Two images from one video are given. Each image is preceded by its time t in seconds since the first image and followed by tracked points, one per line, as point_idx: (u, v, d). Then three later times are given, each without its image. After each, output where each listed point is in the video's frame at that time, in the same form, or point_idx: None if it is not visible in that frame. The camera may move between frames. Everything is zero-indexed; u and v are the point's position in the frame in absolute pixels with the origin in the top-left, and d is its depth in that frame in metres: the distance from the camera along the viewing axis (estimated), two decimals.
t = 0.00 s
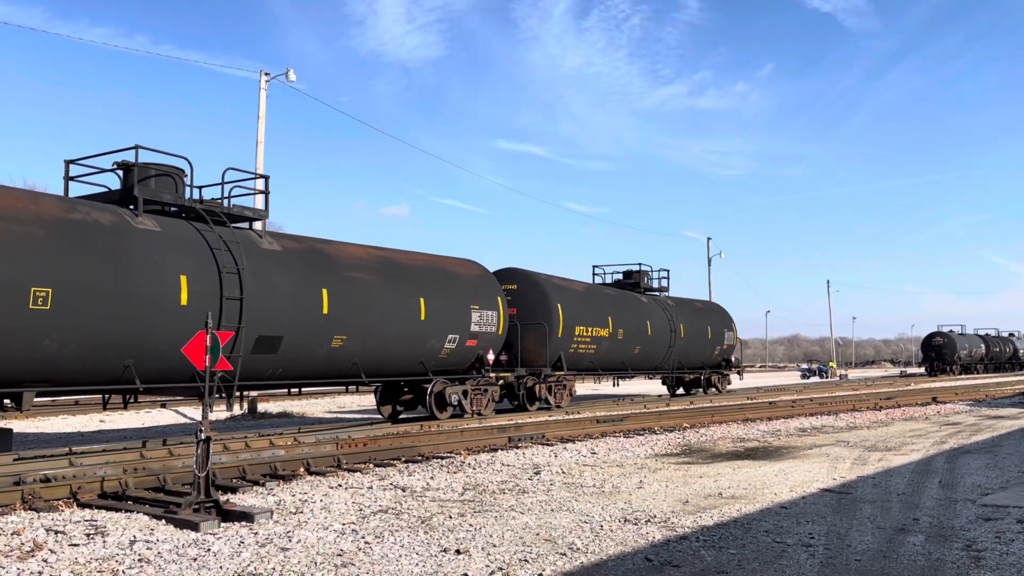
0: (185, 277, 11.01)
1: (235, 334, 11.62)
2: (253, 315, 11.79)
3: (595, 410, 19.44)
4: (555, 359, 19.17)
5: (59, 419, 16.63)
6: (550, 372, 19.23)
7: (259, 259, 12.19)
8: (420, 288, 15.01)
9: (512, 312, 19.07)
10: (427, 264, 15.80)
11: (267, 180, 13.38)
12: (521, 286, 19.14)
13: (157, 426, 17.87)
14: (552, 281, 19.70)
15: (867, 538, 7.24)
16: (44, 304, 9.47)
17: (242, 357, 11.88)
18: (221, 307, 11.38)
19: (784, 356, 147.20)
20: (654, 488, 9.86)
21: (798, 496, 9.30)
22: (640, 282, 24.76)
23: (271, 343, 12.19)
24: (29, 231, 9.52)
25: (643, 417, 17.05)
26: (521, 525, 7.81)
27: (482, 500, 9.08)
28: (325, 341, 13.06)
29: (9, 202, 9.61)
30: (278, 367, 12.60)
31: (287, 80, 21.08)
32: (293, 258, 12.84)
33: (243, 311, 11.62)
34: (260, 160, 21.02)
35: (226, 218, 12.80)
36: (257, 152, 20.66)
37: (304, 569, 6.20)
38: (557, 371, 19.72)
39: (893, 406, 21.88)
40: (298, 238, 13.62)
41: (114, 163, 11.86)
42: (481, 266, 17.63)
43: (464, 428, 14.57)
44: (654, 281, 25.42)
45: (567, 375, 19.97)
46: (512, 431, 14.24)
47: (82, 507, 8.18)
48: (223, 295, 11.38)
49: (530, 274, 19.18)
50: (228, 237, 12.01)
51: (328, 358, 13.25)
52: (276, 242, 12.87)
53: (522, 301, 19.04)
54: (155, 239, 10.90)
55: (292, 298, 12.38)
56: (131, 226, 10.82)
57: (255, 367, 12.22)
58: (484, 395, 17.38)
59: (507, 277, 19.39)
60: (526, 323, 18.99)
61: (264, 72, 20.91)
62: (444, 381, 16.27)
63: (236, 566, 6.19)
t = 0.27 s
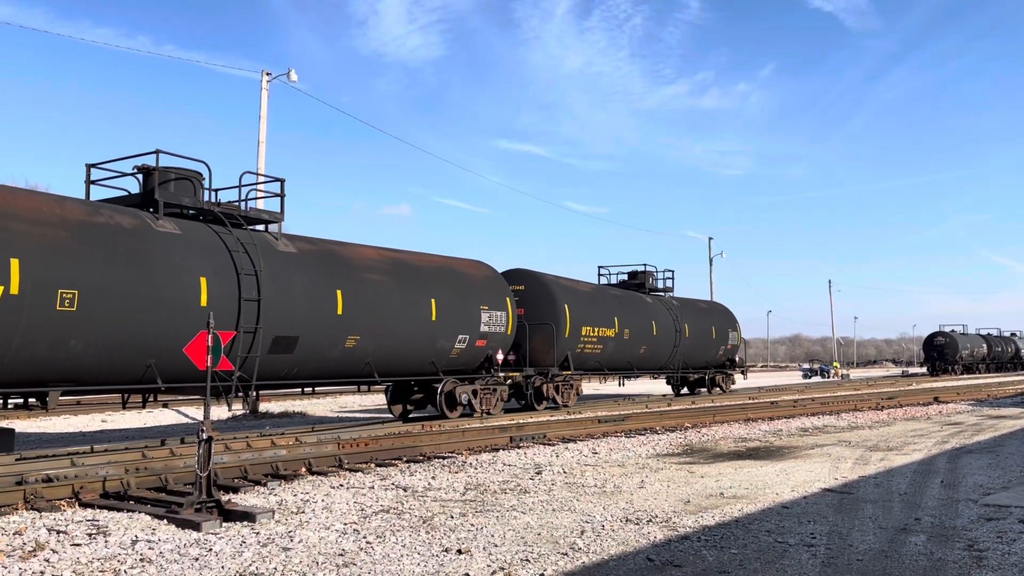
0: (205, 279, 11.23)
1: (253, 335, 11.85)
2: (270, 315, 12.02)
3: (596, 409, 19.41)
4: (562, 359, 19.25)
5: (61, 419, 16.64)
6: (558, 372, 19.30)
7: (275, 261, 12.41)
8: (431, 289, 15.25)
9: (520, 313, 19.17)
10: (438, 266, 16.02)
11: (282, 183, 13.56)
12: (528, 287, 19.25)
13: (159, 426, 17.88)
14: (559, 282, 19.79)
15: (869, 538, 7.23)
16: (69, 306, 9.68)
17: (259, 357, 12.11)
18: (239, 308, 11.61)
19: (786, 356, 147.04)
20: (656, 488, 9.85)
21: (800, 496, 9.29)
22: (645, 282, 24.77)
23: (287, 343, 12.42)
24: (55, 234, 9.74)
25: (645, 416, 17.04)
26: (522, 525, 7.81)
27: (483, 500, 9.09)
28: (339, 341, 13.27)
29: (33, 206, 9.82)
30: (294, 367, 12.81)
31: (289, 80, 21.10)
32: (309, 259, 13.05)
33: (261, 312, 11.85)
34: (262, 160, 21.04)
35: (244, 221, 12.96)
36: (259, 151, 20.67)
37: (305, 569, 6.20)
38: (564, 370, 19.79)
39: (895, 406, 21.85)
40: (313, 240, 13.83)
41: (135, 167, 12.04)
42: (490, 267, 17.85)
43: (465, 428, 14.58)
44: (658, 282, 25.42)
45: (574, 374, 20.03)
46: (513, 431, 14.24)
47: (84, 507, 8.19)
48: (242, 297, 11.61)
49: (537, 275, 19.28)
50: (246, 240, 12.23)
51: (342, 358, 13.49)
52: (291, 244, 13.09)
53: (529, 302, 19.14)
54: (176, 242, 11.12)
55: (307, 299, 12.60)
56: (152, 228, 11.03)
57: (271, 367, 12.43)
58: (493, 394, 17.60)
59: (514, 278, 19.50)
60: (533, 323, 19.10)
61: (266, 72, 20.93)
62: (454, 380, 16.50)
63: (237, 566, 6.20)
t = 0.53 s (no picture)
0: (225, 281, 11.50)
1: (270, 336, 12.10)
2: (286, 317, 12.27)
3: (598, 410, 19.40)
4: (569, 359, 19.30)
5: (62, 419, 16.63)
6: (565, 372, 19.32)
7: (292, 263, 12.66)
8: (443, 291, 15.48)
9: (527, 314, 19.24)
10: (449, 268, 16.26)
11: (298, 187, 13.77)
12: (536, 288, 19.32)
13: (160, 426, 17.88)
14: (566, 283, 19.86)
15: (870, 538, 7.22)
16: (95, 308, 9.93)
17: (276, 358, 12.35)
18: (257, 310, 11.88)
19: (787, 356, 146.88)
20: (657, 488, 9.84)
21: (802, 496, 9.28)
22: (650, 283, 24.78)
23: (303, 344, 12.65)
24: (82, 238, 10.00)
25: (646, 417, 17.03)
26: (524, 525, 7.81)
27: (485, 500, 9.09)
28: (353, 342, 13.51)
29: (60, 211, 10.09)
30: (310, 367, 13.04)
31: (291, 80, 21.12)
32: (324, 262, 13.30)
33: (278, 313, 12.12)
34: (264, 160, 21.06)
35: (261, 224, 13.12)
36: (261, 151, 20.68)
37: (307, 569, 6.20)
38: (572, 370, 19.80)
39: (897, 406, 21.83)
40: (327, 242, 14.07)
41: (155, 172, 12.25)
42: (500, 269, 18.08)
43: (467, 428, 14.58)
44: (663, 282, 25.42)
45: (581, 374, 20.05)
46: (514, 431, 14.24)
47: (85, 507, 8.20)
48: (259, 298, 11.88)
49: (545, 276, 19.36)
50: (263, 243, 12.50)
51: (356, 358, 13.73)
52: (307, 247, 13.34)
53: (537, 303, 19.21)
54: (196, 245, 11.40)
55: (323, 301, 12.85)
56: (173, 232, 11.30)
57: (288, 366, 12.67)
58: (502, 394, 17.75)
59: (522, 279, 19.57)
60: (540, 324, 19.17)
61: (268, 72, 20.95)
62: (465, 380, 16.67)
63: (239, 566, 6.21)
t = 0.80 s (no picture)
0: (245, 283, 11.57)
1: (288, 337, 12.13)
2: (305, 318, 12.31)
3: (599, 410, 19.40)
4: (576, 359, 19.33)
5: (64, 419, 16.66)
6: (573, 372, 19.37)
7: (309, 265, 12.72)
8: (455, 293, 15.57)
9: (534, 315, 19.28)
10: (460, 269, 16.35)
11: (314, 190, 13.91)
12: (543, 289, 19.35)
13: (162, 427, 17.91)
14: (573, 284, 19.90)
15: (872, 538, 7.22)
16: (122, 310, 10.04)
17: (294, 359, 12.38)
18: (276, 311, 11.92)
19: (789, 356, 146.78)
20: (659, 488, 9.84)
21: (803, 496, 9.28)
22: (655, 284, 24.79)
23: (320, 345, 12.71)
24: (109, 242, 10.13)
25: (648, 417, 17.03)
26: (525, 525, 7.81)
27: (487, 500, 9.10)
28: (368, 343, 13.59)
29: (87, 216, 10.23)
30: (325, 368, 13.08)
31: (291, 80, 21.13)
32: (340, 264, 13.36)
33: (297, 315, 12.15)
34: (265, 160, 21.08)
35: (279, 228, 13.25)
36: (262, 151, 20.69)
37: (309, 569, 6.20)
38: (579, 370, 19.85)
39: (899, 407, 21.79)
40: (342, 245, 14.12)
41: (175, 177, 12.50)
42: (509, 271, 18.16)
43: (468, 429, 14.57)
44: (668, 283, 25.44)
45: (588, 374, 20.10)
46: (516, 431, 14.24)
47: (87, 507, 8.21)
48: (279, 300, 11.93)
49: (553, 277, 19.39)
50: (281, 245, 12.56)
51: (370, 359, 13.81)
52: (323, 249, 13.40)
53: (544, 304, 19.24)
54: (217, 248, 11.48)
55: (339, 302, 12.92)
56: (194, 235, 11.40)
57: (305, 368, 12.72)
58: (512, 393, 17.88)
59: (529, 281, 19.61)
60: (548, 325, 19.20)
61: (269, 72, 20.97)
62: (476, 380, 16.80)
63: (241, 567, 6.21)
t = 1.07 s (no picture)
0: (265, 286, 11.89)
1: (306, 339, 12.43)
2: (322, 320, 12.61)
3: (601, 410, 19.40)
4: (584, 359, 19.35)
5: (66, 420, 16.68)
6: (580, 372, 19.42)
7: (326, 268, 13.02)
8: (467, 295, 15.80)
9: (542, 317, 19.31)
10: (472, 271, 16.59)
11: (331, 196, 14.31)
12: (551, 290, 19.38)
13: (163, 427, 17.93)
14: (581, 286, 19.94)
15: (874, 539, 7.21)
16: (148, 313, 10.37)
17: (311, 360, 12.68)
18: (295, 313, 12.23)
19: (790, 356, 146.67)
20: (660, 489, 9.83)
21: (805, 496, 9.28)
22: (661, 285, 24.80)
23: (337, 346, 12.99)
24: (134, 246, 10.45)
25: (650, 417, 17.03)
26: (527, 526, 7.80)
27: (488, 501, 9.10)
28: (383, 344, 13.87)
29: (113, 221, 10.56)
30: (341, 368, 13.37)
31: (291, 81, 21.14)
32: (356, 267, 13.65)
33: (315, 317, 12.45)
34: (266, 161, 21.09)
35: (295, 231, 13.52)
36: (263, 152, 20.70)
37: (310, 570, 6.20)
38: (586, 370, 19.89)
39: (900, 407, 21.76)
40: (357, 248, 14.42)
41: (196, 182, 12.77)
42: (519, 273, 18.37)
43: (470, 429, 14.57)
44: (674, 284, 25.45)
45: (595, 374, 20.15)
46: (517, 432, 14.24)
47: (89, 508, 8.23)
48: (297, 302, 12.24)
49: (561, 280, 19.43)
50: (300, 249, 12.88)
51: (386, 360, 14.10)
52: (339, 252, 13.70)
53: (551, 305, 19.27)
54: (238, 252, 11.81)
55: (354, 304, 13.21)
56: (216, 240, 11.73)
57: (322, 368, 13.01)
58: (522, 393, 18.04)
59: (536, 283, 19.64)
60: (555, 326, 19.22)
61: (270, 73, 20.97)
62: (486, 380, 16.99)
63: (242, 567, 6.22)
